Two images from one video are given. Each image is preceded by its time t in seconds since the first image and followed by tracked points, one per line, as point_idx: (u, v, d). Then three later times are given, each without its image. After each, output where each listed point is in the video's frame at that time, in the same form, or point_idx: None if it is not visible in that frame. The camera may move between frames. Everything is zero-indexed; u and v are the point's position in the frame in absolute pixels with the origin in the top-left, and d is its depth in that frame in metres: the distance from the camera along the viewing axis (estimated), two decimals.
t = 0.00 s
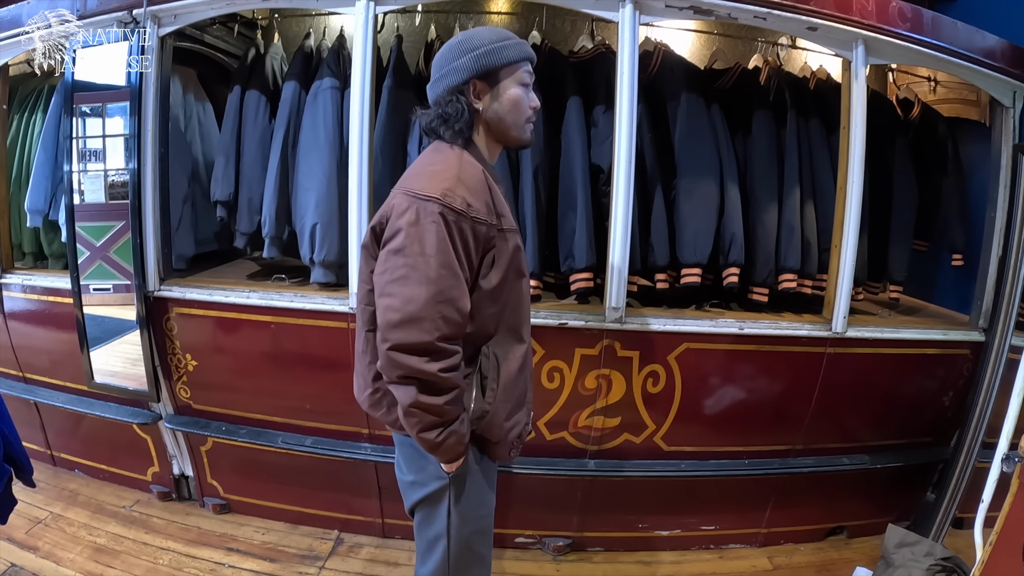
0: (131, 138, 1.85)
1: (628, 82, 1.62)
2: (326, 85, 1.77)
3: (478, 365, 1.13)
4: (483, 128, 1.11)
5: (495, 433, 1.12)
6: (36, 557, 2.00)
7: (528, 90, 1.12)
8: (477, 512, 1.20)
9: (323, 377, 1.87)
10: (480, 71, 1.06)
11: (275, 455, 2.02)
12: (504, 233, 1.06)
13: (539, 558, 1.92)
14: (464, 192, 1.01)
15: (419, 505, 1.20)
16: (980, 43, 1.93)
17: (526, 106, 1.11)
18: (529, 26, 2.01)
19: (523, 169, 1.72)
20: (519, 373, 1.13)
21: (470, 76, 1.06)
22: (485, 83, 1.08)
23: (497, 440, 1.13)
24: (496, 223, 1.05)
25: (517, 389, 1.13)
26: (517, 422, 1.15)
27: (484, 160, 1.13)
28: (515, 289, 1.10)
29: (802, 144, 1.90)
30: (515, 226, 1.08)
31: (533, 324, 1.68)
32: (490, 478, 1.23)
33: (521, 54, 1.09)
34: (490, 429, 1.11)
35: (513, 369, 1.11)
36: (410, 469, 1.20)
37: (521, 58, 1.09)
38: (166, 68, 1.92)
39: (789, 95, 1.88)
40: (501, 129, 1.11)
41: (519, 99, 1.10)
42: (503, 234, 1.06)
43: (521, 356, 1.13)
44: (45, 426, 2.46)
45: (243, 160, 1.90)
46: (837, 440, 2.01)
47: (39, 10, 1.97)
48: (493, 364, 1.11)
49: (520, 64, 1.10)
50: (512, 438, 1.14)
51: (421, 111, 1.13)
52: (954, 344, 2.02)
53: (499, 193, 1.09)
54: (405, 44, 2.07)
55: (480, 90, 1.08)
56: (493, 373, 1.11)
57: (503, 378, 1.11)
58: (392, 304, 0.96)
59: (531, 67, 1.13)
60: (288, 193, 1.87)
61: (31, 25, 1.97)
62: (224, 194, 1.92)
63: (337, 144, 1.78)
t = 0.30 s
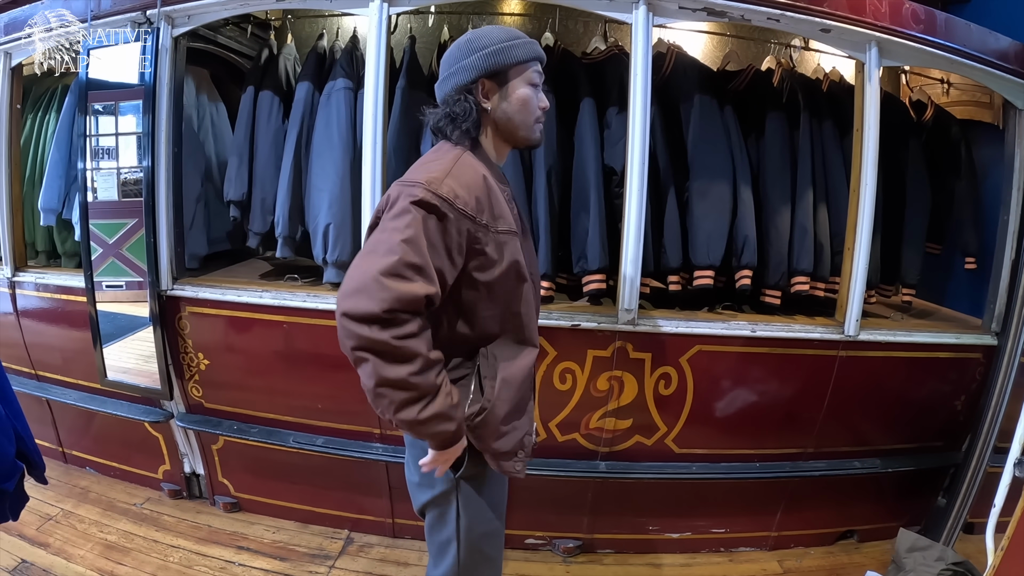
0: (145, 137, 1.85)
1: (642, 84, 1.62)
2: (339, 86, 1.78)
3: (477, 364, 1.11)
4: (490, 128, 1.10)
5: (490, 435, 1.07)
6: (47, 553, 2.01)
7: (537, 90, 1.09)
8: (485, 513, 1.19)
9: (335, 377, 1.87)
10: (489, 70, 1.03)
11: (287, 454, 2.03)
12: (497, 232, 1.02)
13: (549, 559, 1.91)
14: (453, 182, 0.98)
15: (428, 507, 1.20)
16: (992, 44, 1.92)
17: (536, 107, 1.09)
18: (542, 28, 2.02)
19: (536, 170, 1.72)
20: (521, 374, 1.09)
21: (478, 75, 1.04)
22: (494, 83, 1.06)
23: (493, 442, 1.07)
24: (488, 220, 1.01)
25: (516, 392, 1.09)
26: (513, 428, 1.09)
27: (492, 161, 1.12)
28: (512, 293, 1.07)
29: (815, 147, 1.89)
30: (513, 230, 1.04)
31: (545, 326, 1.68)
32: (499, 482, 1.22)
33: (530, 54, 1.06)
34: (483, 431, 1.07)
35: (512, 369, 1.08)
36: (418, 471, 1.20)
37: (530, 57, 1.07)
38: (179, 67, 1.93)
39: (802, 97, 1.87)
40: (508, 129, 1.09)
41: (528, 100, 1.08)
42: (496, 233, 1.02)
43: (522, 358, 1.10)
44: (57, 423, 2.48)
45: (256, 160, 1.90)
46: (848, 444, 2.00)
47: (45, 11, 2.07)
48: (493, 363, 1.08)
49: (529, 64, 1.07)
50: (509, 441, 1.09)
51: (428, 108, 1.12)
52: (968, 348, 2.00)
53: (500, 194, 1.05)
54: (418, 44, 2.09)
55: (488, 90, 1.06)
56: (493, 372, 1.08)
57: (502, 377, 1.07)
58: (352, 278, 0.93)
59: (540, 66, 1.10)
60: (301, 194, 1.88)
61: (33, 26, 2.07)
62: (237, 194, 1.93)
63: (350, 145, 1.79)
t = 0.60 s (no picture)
0: (155, 135, 1.87)
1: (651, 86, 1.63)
2: (349, 87, 1.78)
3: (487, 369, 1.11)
4: (497, 129, 1.09)
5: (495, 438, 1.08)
6: (55, 550, 2.03)
7: (545, 92, 1.10)
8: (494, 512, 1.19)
9: (344, 377, 1.88)
10: (499, 71, 1.04)
11: (295, 454, 2.04)
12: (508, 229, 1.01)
13: (556, 560, 1.92)
14: (469, 180, 0.97)
15: (435, 507, 1.20)
16: (1002, 47, 1.91)
17: (543, 109, 1.09)
18: (550, 30, 2.03)
19: (544, 172, 1.72)
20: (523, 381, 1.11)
21: (487, 76, 1.04)
22: (503, 84, 1.06)
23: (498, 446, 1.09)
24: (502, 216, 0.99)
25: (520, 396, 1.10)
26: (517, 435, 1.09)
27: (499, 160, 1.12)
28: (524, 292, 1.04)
29: (824, 149, 1.89)
30: (520, 231, 1.04)
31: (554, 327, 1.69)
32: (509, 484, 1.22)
33: (540, 56, 1.07)
34: (492, 438, 1.09)
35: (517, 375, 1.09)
36: (425, 473, 1.19)
37: (540, 60, 1.08)
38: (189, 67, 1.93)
39: (811, 99, 1.88)
40: (515, 130, 1.09)
41: (536, 102, 1.08)
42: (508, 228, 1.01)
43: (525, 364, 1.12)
44: (65, 421, 2.49)
45: (266, 160, 1.91)
46: (855, 446, 2.00)
47: (47, 11, 2.12)
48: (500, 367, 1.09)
49: (538, 67, 1.08)
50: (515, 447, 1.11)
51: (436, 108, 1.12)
52: (977, 351, 1.99)
53: (509, 195, 1.04)
54: (427, 45, 2.10)
55: (496, 91, 1.07)
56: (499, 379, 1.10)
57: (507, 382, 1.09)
58: (386, 275, 0.89)
59: (549, 69, 1.11)
60: (310, 194, 1.89)
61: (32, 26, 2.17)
62: (247, 194, 1.94)
63: (360, 146, 1.79)
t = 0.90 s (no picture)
0: (158, 135, 1.87)
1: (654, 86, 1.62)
2: (352, 87, 1.79)
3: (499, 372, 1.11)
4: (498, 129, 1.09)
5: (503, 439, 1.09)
6: (57, 549, 2.03)
7: (545, 92, 1.09)
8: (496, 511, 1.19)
9: (346, 377, 1.88)
10: (498, 72, 1.04)
11: (298, 454, 2.04)
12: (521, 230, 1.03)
13: (558, 561, 1.92)
14: (487, 182, 0.97)
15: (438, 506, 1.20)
16: (1006, 47, 1.91)
17: (543, 109, 1.09)
18: (554, 30, 2.03)
19: (547, 172, 1.72)
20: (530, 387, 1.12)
21: (486, 77, 1.04)
22: (502, 85, 1.06)
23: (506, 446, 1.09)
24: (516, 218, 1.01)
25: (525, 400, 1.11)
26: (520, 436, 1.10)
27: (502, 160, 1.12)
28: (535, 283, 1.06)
29: (827, 149, 1.88)
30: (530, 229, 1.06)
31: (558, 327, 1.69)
32: (511, 483, 1.22)
33: (539, 56, 1.07)
34: (502, 439, 1.08)
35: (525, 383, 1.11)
36: (428, 472, 1.19)
37: (539, 60, 1.07)
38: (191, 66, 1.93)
39: (814, 99, 1.87)
40: (516, 130, 1.09)
41: (536, 101, 1.08)
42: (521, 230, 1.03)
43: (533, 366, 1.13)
44: (68, 420, 2.50)
45: (270, 160, 1.91)
46: (858, 448, 2.00)
47: (47, 11, 2.14)
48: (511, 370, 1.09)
49: (538, 66, 1.08)
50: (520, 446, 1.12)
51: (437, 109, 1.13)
52: (981, 353, 1.98)
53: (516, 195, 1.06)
54: (431, 45, 2.10)
55: (495, 91, 1.06)
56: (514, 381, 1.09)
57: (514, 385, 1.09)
58: (424, 280, 0.87)
59: (548, 69, 1.11)
60: (314, 194, 1.89)
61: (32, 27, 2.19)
62: (250, 194, 1.94)
63: (363, 145, 1.79)
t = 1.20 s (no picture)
0: (163, 136, 1.86)
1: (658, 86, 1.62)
2: (356, 87, 1.78)
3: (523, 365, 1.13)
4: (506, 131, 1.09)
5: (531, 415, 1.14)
6: (60, 548, 2.03)
7: (552, 94, 1.10)
8: (515, 530, 1.18)
9: (350, 376, 1.88)
10: (507, 73, 1.03)
11: (301, 453, 2.04)
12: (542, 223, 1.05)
13: (561, 562, 1.91)
14: (506, 187, 0.96)
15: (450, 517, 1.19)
16: (1011, 48, 1.90)
17: (551, 110, 1.09)
18: (559, 30, 2.03)
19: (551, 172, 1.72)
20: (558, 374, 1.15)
21: (495, 78, 1.04)
22: (511, 87, 1.06)
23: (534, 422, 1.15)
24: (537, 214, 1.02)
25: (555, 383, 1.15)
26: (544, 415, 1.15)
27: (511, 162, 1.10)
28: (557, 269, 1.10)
29: (833, 150, 1.88)
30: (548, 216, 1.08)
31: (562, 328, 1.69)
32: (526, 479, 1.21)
33: (548, 58, 1.07)
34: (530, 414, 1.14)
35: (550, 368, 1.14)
36: (440, 476, 1.17)
37: (547, 62, 1.07)
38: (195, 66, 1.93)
39: (820, 100, 1.86)
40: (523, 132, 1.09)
41: (544, 103, 1.08)
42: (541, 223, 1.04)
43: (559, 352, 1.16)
44: (71, 419, 2.50)
45: (274, 159, 1.91)
46: (862, 449, 1.99)
47: (47, 11, 2.15)
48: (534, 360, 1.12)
49: (546, 68, 1.08)
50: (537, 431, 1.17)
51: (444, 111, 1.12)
52: (986, 354, 1.97)
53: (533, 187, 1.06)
54: (435, 46, 2.11)
55: (504, 92, 1.06)
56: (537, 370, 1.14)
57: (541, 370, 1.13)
58: (450, 301, 0.92)
59: (556, 71, 1.10)
60: (318, 194, 1.89)
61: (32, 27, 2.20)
62: (254, 193, 1.94)
63: (368, 145, 1.79)
